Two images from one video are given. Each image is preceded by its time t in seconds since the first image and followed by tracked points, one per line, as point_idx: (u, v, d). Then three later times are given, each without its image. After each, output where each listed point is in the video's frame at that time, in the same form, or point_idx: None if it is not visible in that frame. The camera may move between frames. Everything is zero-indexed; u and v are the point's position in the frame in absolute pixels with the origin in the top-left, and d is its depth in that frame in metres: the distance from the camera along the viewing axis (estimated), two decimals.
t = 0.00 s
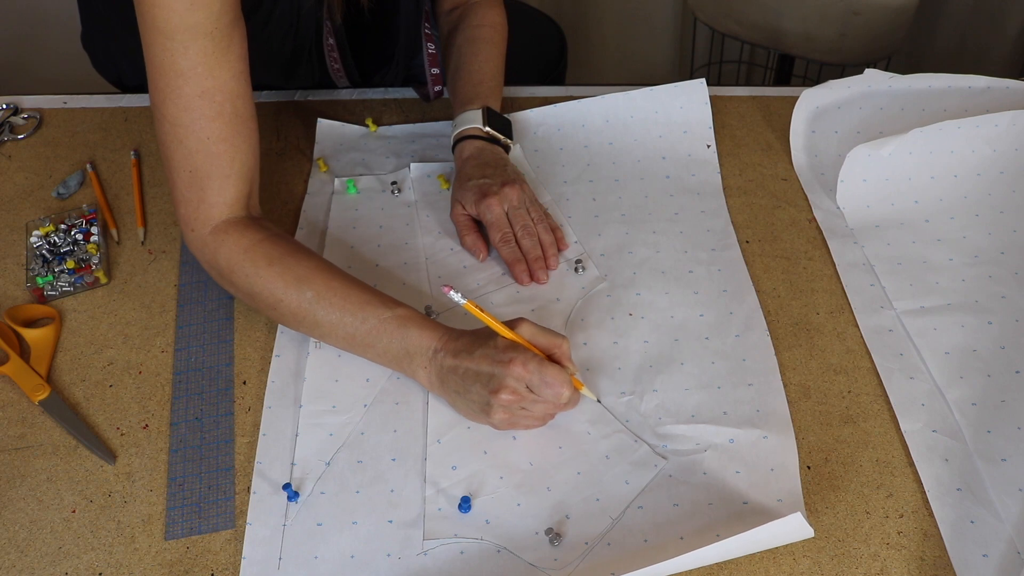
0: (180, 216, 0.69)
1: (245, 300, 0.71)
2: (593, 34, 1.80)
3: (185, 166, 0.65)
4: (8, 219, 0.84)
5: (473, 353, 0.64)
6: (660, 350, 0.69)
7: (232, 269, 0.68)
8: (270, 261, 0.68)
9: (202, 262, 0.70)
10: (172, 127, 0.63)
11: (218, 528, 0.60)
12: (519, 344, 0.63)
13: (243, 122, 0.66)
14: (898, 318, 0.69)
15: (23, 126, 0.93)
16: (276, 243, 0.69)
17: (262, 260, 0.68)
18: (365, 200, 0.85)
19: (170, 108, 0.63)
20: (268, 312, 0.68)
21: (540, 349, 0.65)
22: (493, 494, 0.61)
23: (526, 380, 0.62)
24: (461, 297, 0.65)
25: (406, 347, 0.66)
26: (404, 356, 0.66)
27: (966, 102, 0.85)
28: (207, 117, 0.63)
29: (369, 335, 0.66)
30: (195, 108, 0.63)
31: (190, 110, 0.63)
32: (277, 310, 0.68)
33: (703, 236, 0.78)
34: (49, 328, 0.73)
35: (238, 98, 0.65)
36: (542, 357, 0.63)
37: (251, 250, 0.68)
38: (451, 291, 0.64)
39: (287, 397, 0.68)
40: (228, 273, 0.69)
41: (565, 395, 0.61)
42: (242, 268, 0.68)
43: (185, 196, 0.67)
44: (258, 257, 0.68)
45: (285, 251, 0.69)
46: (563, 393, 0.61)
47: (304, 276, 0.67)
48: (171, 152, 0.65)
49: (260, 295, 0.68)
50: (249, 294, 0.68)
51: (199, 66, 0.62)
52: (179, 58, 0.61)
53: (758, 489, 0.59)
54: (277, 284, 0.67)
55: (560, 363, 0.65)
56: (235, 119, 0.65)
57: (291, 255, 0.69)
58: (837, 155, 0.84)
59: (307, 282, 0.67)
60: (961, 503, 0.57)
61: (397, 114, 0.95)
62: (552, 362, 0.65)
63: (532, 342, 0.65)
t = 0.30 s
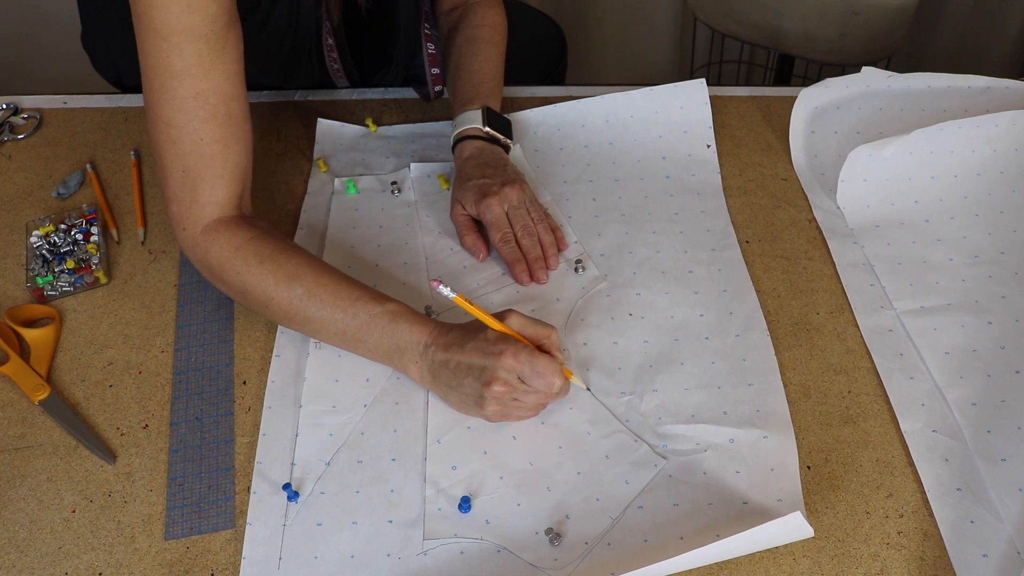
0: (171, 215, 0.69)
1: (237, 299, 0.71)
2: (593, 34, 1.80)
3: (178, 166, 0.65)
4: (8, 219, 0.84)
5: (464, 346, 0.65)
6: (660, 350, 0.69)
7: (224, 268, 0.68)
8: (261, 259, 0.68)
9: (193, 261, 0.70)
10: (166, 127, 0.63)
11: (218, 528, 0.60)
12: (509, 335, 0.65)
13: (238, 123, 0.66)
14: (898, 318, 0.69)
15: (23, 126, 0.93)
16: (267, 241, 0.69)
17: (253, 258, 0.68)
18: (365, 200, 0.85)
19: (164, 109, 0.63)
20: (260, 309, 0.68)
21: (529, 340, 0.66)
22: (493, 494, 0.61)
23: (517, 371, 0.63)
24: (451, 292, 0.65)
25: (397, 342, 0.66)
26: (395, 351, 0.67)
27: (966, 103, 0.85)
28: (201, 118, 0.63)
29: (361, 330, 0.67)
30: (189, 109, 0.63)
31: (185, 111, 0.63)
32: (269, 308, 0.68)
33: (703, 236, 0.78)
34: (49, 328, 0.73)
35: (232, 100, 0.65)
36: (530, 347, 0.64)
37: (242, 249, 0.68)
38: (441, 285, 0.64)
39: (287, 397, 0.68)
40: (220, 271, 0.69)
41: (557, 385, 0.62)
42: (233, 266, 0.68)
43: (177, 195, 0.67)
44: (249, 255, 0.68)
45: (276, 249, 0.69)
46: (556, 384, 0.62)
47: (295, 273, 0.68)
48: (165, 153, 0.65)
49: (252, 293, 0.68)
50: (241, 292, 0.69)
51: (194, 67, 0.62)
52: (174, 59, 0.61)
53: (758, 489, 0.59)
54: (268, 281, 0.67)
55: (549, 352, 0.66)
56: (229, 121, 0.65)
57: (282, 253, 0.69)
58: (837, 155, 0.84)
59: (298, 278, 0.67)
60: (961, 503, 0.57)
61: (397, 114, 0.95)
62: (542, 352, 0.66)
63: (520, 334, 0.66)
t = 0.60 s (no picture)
0: (164, 214, 0.69)
1: (229, 297, 0.71)
2: (592, 33, 1.80)
3: (171, 167, 0.65)
4: (8, 219, 0.84)
5: (455, 339, 0.65)
6: (660, 349, 0.69)
7: (216, 266, 0.68)
8: (252, 257, 0.68)
9: (186, 260, 0.70)
10: (160, 128, 0.63)
11: (218, 528, 0.60)
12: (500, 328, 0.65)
13: (232, 125, 0.66)
14: (898, 318, 0.69)
15: (23, 126, 0.93)
16: (259, 239, 0.69)
17: (245, 257, 0.68)
18: (365, 199, 0.85)
19: (159, 110, 0.63)
20: (252, 307, 0.69)
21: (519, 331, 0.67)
22: (493, 494, 0.61)
23: (509, 362, 0.63)
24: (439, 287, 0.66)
25: (388, 338, 0.66)
26: (387, 347, 0.67)
27: (966, 103, 0.85)
28: (195, 119, 0.63)
29: (352, 327, 0.67)
30: (184, 110, 0.63)
31: (180, 113, 0.63)
32: (261, 305, 0.68)
33: (702, 236, 0.78)
34: (48, 328, 0.73)
35: (227, 101, 0.65)
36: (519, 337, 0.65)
37: (234, 247, 0.68)
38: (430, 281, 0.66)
39: (287, 398, 0.68)
40: (212, 270, 0.69)
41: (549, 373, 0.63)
42: (225, 265, 0.68)
43: (169, 195, 0.67)
44: (241, 253, 0.68)
45: (267, 246, 0.69)
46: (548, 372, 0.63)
47: (286, 270, 0.68)
48: (159, 153, 0.65)
49: (244, 291, 0.68)
50: (233, 290, 0.69)
51: (190, 69, 0.62)
52: (170, 61, 0.61)
53: (758, 490, 0.59)
54: (260, 278, 0.67)
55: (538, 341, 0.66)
56: (223, 122, 0.65)
57: (274, 250, 0.69)
58: (836, 155, 0.84)
59: (289, 276, 0.67)
60: (961, 503, 0.57)
61: (397, 114, 0.95)
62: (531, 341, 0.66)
63: (510, 324, 0.66)
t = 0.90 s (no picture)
0: (159, 215, 0.69)
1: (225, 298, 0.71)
2: (592, 34, 1.80)
3: (167, 168, 0.65)
4: (8, 219, 0.84)
5: (451, 336, 0.65)
6: (660, 349, 0.69)
7: (211, 267, 0.68)
8: (247, 257, 0.68)
9: (180, 261, 0.70)
10: (156, 130, 0.63)
11: (218, 529, 0.60)
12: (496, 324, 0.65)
13: (228, 127, 0.66)
14: (898, 318, 0.69)
15: (23, 126, 0.93)
16: (254, 239, 0.69)
17: (239, 256, 0.68)
18: (365, 199, 0.85)
19: (155, 111, 0.63)
20: (247, 307, 0.69)
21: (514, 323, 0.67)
22: (493, 494, 0.61)
23: (506, 355, 0.64)
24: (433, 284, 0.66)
25: (384, 336, 0.67)
26: (382, 346, 0.67)
27: (966, 103, 0.85)
28: (191, 121, 0.63)
29: (347, 326, 0.67)
30: (180, 112, 0.63)
31: (176, 115, 0.63)
32: (256, 305, 0.68)
33: (702, 236, 0.78)
34: (48, 328, 0.73)
35: (223, 104, 0.65)
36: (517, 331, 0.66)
37: (229, 247, 0.68)
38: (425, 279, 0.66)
39: (287, 398, 0.68)
40: (207, 270, 0.69)
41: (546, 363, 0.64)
42: (220, 265, 0.68)
43: (164, 195, 0.67)
44: (236, 253, 0.68)
45: (262, 247, 0.69)
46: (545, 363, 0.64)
47: (281, 270, 0.68)
48: (154, 155, 0.65)
49: (239, 291, 0.68)
50: (228, 290, 0.69)
51: (187, 71, 0.62)
52: (167, 63, 0.61)
53: (758, 490, 0.59)
54: (255, 278, 0.67)
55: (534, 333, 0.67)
56: (220, 124, 0.65)
57: (269, 250, 0.69)
58: (836, 155, 0.84)
59: (284, 275, 0.67)
60: (961, 503, 0.57)
61: (397, 114, 0.95)
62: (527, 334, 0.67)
63: (505, 318, 0.67)
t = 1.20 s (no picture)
0: (149, 203, 0.67)
1: (216, 284, 0.68)
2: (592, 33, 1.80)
3: (156, 153, 0.64)
4: (8, 219, 0.84)
5: (451, 330, 0.64)
6: (660, 349, 0.69)
7: (200, 253, 0.66)
8: (236, 243, 0.65)
9: (172, 249, 0.68)
10: (146, 114, 0.62)
11: (218, 529, 0.60)
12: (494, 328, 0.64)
13: (219, 116, 0.65)
14: (898, 318, 0.69)
15: (23, 126, 0.93)
16: (244, 224, 0.67)
17: (228, 242, 0.65)
18: (365, 199, 0.85)
19: (144, 94, 0.62)
20: (240, 293, 0.67)
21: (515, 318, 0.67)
22: (493, 494, 0.61)
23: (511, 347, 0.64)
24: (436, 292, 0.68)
25: (379, 321, 0.65)
26: (379, 329, 0.65)
27: (966, 103, 0.85)
28: (180, 105, 0.62)
29: (340, 311, 0.65)
30: (169, 95, 0.62)
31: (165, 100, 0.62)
32: (247, 291, 0.66)
33: (702, 236, 0.78)
34: (48, 328, 0.73)
35: (213, 88, 0.64)
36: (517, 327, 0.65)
37: (217, 233, 0.65)
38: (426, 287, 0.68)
39: (287, 398, 0.68)
40: (198, 257, 0.66)
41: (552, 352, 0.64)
42: (208, 251, 0.65)
43: (153, 182, 0.65)
44: (225, 239, 0.65)
45: (251, 232, 0.66)
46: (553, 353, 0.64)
47: (271, 256, 0.65)
48: (144, 140, 0.64)
49: (231, 276, 0.66)
50: (220, 277, 0.67)
51: (176, 53, 0.61)
52: (156, 44, 0.60)
53: (758, 490, 0.59)
54: (245, 265, 0.65)
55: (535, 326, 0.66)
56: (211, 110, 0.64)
57: (258, 235, 0.66)
58: (836, 155, 0.84)
59: (273, 262, 0.65)
60: (961, 503, 0.57)
61: (397, 114, 0.94)
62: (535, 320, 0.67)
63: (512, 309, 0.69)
